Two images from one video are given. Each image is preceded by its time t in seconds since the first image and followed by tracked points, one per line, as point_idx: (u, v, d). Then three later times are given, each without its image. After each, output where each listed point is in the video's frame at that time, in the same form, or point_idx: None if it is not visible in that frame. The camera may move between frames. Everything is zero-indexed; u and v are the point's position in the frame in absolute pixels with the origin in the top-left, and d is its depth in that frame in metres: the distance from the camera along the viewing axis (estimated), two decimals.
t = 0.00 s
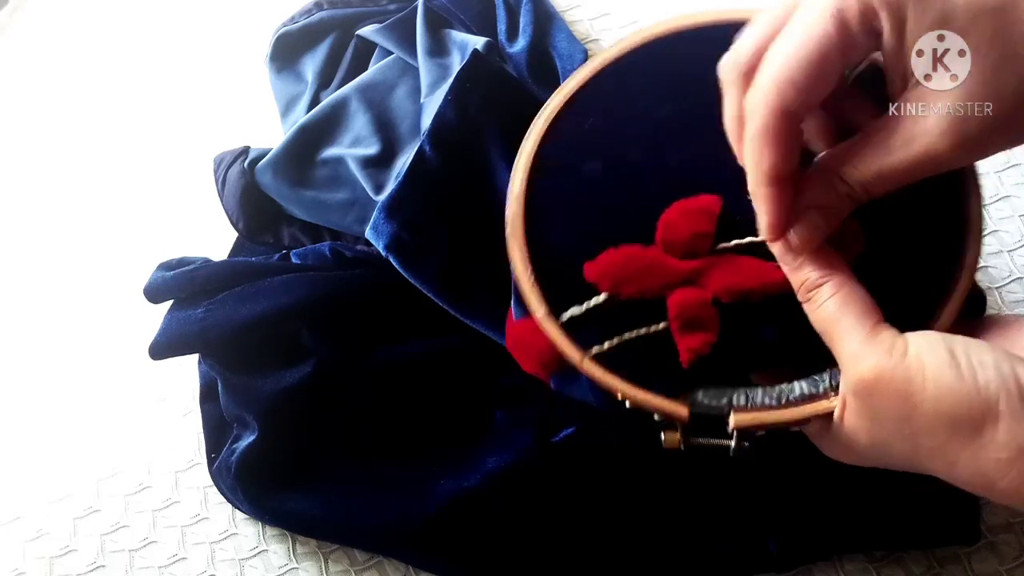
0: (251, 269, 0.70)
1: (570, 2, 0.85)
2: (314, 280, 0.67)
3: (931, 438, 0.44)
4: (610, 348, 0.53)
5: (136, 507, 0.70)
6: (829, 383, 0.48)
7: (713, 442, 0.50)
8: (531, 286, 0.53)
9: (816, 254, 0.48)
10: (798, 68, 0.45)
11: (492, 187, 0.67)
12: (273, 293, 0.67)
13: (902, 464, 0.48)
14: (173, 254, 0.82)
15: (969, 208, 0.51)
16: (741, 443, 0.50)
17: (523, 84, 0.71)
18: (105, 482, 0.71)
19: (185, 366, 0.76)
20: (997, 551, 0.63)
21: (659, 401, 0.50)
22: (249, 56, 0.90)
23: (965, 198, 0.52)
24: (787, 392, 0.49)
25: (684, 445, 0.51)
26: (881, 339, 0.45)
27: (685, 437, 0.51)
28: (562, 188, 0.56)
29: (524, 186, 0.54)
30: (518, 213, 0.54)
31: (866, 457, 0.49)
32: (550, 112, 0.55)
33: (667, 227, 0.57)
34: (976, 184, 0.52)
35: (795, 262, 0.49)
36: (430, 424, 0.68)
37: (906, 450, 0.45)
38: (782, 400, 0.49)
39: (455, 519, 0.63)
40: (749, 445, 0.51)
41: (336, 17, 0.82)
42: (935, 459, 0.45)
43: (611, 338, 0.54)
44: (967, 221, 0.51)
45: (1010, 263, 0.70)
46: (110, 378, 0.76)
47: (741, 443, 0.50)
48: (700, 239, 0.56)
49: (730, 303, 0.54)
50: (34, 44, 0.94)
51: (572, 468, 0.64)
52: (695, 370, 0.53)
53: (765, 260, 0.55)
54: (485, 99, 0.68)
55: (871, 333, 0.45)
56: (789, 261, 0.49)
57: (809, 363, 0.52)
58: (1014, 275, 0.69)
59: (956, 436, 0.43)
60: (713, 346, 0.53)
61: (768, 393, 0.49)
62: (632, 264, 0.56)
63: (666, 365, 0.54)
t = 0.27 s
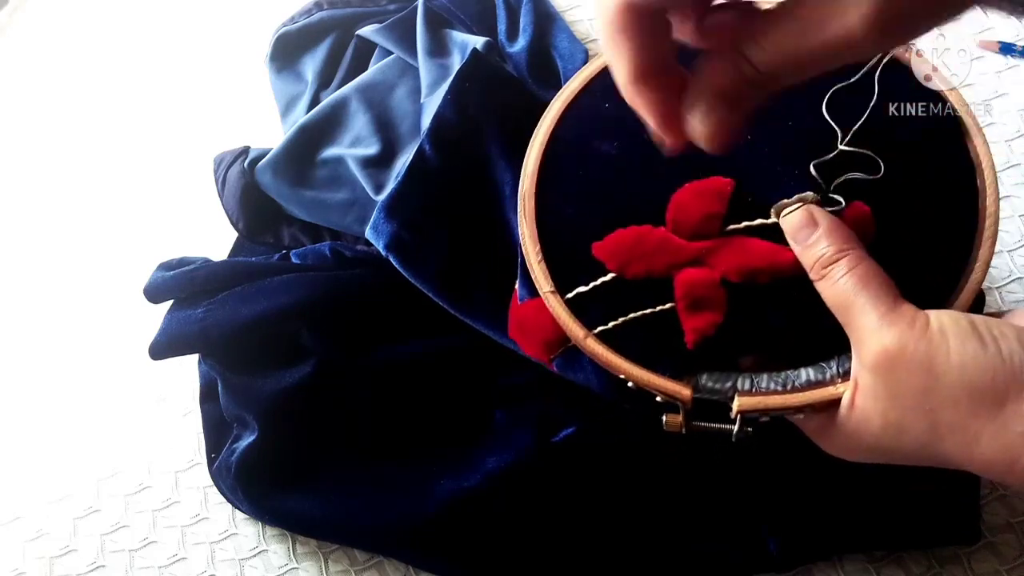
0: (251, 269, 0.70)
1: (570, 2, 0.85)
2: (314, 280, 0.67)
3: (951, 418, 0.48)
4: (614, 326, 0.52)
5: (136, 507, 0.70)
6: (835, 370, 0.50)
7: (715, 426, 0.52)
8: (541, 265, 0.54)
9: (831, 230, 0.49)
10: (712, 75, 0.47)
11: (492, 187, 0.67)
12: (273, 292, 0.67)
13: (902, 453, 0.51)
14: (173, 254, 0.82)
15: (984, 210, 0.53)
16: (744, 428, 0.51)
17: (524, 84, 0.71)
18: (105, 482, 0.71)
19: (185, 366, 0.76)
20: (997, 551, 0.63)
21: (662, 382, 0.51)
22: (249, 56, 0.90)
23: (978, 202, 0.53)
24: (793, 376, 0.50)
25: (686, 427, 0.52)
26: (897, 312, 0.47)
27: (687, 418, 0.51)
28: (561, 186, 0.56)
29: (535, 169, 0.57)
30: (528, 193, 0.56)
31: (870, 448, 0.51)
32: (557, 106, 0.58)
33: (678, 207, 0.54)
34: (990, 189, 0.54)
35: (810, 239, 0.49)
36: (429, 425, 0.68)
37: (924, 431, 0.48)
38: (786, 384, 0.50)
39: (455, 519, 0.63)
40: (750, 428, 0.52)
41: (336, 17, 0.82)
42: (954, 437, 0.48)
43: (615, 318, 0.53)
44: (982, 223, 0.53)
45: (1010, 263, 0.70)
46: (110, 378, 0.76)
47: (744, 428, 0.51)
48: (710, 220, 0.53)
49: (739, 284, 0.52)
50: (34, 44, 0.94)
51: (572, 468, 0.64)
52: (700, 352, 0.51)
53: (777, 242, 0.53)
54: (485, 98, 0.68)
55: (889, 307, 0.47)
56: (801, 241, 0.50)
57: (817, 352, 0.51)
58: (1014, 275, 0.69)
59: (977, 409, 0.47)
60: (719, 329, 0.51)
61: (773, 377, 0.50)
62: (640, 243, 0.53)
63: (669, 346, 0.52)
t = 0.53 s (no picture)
0: (251, 269, 0.70)
1: (570, 2, 0.85)
2: (314, 280, 0.67)
3: (948, 407, 0.45)
4: (612, 322, 0.53)
5: (136, 507, 0.70)
6: (831, 367, 0.49)
7: (710, 424, 0.51)
8: (541, 260, 0.54)
9: (829, 230, 0.48)
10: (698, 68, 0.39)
11: (492, 186, 0.67)
12: (272, 292, 0.67)
13: (897, 453, 0.49)
14: (173, 254, 0.82)
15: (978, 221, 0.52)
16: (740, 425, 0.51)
17: (523, 84, 0.71)
18: (105, 482, 0.71)
19: (185, 367, 0.76)
20: (997, 551, 0.63)
21: (659, 378, 0.50)
22: (249, 56, 0.90)
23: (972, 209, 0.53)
24: (789, 374, 0.49)
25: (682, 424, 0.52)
26: (895, 304, 0.46)
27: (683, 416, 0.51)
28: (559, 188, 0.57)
29: (539, 164, 0.57)
30: (530, 191, 0.56)
31: (866, 448, 0.48)
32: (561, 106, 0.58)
33: (678, 206, 0.55)
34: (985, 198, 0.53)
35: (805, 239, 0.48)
36: (429, 425, 0.68)
37: (921, 426, 0.46)
38: (783, 382, 0.49)
39: (455, 519, 0.63)
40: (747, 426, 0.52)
41: (336, 17, 0.82)
42: (953, 425, 0.45)
43: (613, 314, 0.54)
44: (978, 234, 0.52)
45: (1010, 263, 0.70)
46: (110, 378, 0.76)
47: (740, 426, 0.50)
48: (708, 219, 0.55)
49: (737, 282, 0.53)
50: (34, 45, 0.94)
51: (572, 469, 0.64)
52: (698, 348, 0.52)
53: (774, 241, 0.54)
54: (485, 98, 0.68)
55: (887, 300, 0.46)
56: (798, 238, 0.48)
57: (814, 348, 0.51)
58: (1014, 275, 0.69)
59: (975, 395, 0.44)
60: (717, 324, 0.52)
61: (769, 375, 0.50)
62: (640, 240, 0.54)
63: (668, 342, 0.53)
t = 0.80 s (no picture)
0: (251, 269, 0.70)
1: (570, 2, 0.85)
2: (314, 280, 0.67)
3: (938, 430, 0.48)
4: (610, 349, 0.53)
5: (136, 507, 0.70)
6: (825, 391, 0.51)
7: (708, 447, 0.53)
8: (538, 287, 0.54)
9: (818, 256, 0.49)
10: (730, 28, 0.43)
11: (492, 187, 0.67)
12: (272, 293, 0.67)
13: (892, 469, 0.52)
14: (173, 254, 0.82)
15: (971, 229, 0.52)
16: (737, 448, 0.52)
17: (523, 84, 0.71)
18: (105, 482, 0.71)
19: (185, 367, 0.76)
20: (996, 551, 0.63)
21: (658, 405, 0.51)
22: (249, 56, 0.90)
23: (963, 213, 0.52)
24: (784, 398, 0.51)
25: (681, 449, 0.53)
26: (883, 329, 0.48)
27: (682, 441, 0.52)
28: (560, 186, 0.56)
29: (533, 189, 0.56)
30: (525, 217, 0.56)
31: (858, 463, 0.52)
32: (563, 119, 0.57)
33: (671, 234, 0.53)
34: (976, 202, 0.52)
35: (794, 269, 0.49)
36: (430, 425, 0.68)
37: (911, 447, 0.49)
38: (779, 405, 0.51)
39: (455, 519, 0.63)
40: (743, 448, 0.53)
41: (336, 16, 0.82)
42: (944, 446, 0.49)
43: (611, 339, 0.53)
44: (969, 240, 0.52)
45: (1010, 263, 0.70)
46: (110, 378, 0.76)
47: (736, 449, 0.52)
48: (703, 248, 0.52)
49: (733, 308, 0.52)
50: (34, 44, 0.94)
51: (571, 469, 0.64)
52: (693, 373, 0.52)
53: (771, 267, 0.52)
54: (485, 97, 0.68)
55: (875, 326, 0.47)
56: (789, 269, 0.49)
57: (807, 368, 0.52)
58: (1014, 275, 0.69)
59: (965, 419, 0.48)
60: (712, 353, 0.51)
61: (765, 398, 0.51)
62: (635, 268, 0.52)
63: (663, 369, 0.52)
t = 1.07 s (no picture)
0: (251, 269, 0.70)
1: (570, 2, 0.85)
2: (314, 279, 0.67)
3: (936, 419, 0.50)
4: (605, 350, 0.53)
5: (136, 507, 0.70)
6: (818, 380, 0.51)
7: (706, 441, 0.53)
8: (528, 292, 0.54)
9: (809, 249, 0.49)
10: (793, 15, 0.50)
11: (492, 187, 0.67)
12: (272, 292, 0.67)
13: (887, 453, 0.54)
14: (173, 254, 0.82)
15: (959, 206, 0.52)
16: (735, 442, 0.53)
17: (523, 84, 0.71)
18: (105, 482, 0.71)
19: (185, 367, 0.76)
20: (997, 551, 0.63)
21: (653, 403, 0.51)
22: (249, 56, 0.90)
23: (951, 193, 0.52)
24: (778, 389, 0.51)
25: (680, 445, 0.53)
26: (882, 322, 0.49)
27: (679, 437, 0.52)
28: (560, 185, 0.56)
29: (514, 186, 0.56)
30: (511, 221, 0.55)
31: (853, 451, 0.53)
32: (551, 104, 0.57)
33: (655, 229, 0.53)
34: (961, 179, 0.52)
35: (788, 263, 0.49)
36: (430, 425, 0.68)
37: (909, 434, 0.51)
38: (773, 397, 0.51)
39: (455, 519, 0.63)
40: (740, 441, 0.54)
41: (336, 17, 0.82)
42: (938, 433, 0.51)
43: (604, 340, 0.54)
44: (956, 219, 0.52)
45: (1010, 263, 0.70)
46: (110, 378, 0.76)
47: (734, 443, 0.52)
48: (687, 242, 0.53)
49: (720, 304, 0.52)
50: (34, 44, 0.94)
51: (571, 469, 0.64)
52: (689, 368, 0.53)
53: (755, 259, 0.53)
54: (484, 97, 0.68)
55: (875, 317, 0.48)
56: (782, 261, 0.49)
57: (800, 361, 0.53)
58: (1014, 275, 0.69)
59: (961, 409, 0.50)
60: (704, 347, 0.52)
61: (759, 391, 0.51)
62: (622, 266, 0.53)
63: (659, 367, 0.53)
